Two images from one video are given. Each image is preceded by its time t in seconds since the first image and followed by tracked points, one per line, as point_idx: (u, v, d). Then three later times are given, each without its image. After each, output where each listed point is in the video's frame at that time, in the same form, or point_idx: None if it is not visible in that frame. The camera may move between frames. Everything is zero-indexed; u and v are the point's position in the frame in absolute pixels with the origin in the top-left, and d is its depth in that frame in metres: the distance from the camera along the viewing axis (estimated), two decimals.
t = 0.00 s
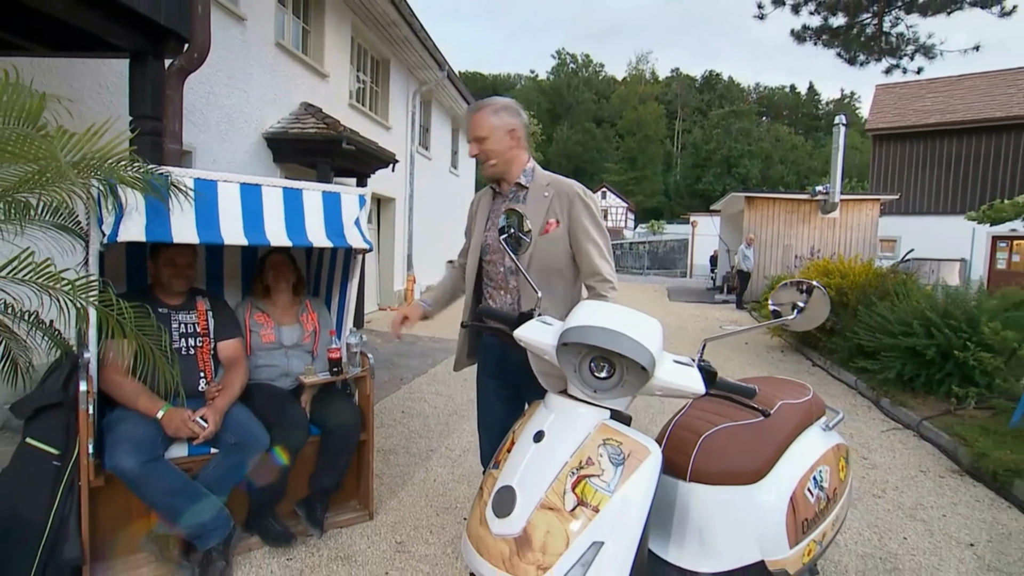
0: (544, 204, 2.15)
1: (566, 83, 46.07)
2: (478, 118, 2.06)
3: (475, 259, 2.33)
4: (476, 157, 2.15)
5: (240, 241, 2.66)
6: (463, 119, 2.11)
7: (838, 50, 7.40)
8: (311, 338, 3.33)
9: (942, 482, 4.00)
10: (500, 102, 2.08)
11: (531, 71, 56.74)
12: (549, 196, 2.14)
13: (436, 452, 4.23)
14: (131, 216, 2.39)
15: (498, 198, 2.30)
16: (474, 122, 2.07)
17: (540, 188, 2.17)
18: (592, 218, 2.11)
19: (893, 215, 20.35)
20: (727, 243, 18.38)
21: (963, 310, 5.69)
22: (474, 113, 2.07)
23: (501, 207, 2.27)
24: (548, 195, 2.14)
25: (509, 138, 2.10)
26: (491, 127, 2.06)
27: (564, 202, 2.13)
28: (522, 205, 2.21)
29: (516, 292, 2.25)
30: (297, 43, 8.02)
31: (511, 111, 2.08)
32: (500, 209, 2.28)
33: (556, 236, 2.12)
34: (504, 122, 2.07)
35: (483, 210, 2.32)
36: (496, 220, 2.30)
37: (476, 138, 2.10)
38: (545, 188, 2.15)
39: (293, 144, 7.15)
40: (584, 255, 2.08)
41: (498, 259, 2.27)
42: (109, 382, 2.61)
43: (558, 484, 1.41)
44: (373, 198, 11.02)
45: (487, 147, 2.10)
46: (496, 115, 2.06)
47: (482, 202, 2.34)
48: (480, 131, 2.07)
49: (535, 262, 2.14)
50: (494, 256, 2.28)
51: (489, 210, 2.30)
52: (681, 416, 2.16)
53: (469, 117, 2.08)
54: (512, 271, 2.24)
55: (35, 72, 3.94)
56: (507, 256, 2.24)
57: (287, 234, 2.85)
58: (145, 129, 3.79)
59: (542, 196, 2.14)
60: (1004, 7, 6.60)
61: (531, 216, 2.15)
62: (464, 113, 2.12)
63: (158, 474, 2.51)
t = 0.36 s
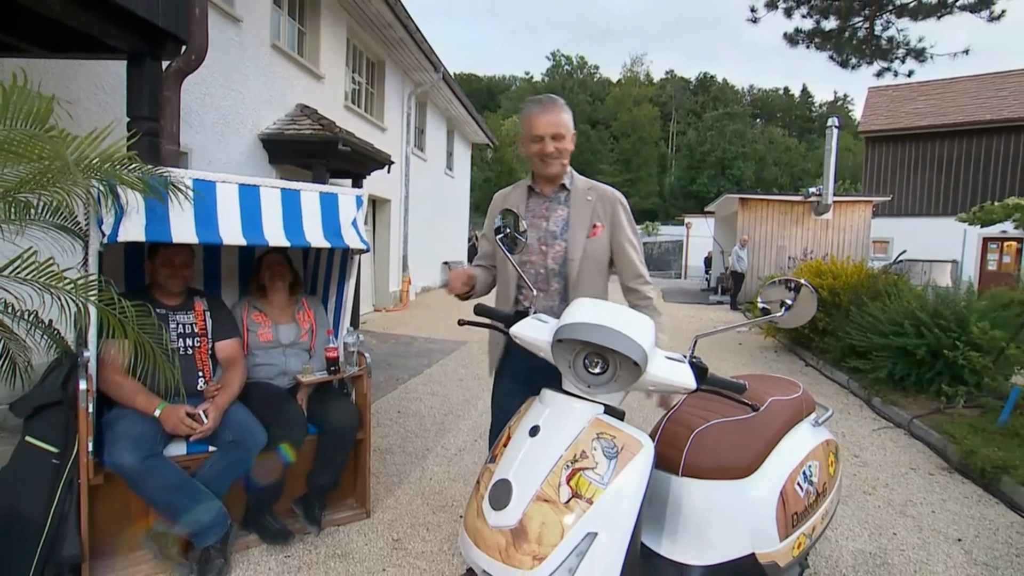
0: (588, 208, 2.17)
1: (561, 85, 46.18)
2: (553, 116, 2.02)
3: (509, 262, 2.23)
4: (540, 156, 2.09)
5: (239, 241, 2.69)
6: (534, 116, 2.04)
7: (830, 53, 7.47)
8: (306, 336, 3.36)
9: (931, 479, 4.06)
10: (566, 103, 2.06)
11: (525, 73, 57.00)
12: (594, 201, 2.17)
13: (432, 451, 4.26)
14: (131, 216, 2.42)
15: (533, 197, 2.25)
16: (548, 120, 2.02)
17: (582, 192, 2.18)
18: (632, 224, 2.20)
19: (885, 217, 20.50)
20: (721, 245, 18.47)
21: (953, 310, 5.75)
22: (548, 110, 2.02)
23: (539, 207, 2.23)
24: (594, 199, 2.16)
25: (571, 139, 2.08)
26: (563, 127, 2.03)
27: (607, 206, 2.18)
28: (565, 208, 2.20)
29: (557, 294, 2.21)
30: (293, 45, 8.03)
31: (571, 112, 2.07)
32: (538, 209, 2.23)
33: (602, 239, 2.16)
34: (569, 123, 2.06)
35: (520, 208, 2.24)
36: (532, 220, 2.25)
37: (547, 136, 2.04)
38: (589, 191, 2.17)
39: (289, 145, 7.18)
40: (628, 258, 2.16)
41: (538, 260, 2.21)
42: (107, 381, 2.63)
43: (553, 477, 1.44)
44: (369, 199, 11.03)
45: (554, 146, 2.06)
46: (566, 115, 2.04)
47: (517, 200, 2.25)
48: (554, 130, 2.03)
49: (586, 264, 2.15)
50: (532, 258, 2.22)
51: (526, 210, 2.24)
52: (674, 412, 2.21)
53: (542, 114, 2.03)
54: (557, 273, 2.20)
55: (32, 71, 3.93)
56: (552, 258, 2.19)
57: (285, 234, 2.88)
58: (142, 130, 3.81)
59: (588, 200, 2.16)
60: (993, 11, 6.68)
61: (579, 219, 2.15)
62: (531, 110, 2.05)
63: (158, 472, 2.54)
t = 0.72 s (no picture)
0: (600, 202, 2.31)
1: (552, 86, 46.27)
2: (583, 104, 2.05)
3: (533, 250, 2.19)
4: (564, 141, 2.09)
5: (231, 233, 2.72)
6: (565, 101, 2.03)
7: (816, 54, 7.56)
8: (297, 327, 3.39)
9: (914, 468, 4.14)
10: (589, 93, 2.11)
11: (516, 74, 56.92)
12: (603, 196, 2.33)
13: (423, 444, 4.30)
14: (124, 207, 2.44)
15: (545, 186, 2.24)
16: (579, 107, 2.04)
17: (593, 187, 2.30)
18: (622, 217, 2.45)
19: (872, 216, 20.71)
20: (711, 244, 18.60)
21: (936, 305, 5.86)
22: (576, 97, 2.04)
23: (553, 198, 2.24)
24: (603, 194, 2.33)
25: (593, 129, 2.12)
26: (590, 115, 2.07)
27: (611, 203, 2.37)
28: (578, 200, 2.28)
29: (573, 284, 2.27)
30: (283, 44, 8.05)
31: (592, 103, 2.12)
32: (553, 200, 2.24)
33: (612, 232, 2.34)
34: (593, 112, 2.10)
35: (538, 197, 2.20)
36: (545, 210, 2.25)
37: (575, 123, 2.06)
38: (597, 186, 2.32)
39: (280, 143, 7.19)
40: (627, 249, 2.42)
41: (561, 251, 2.23)
42: (99, 372, 2.64)
43: (541, 454, 1.49)
44: (360, 199, 11.04)
45: (579, 134, 2.09)
46: (591, 104, 2.08)
47: (531, 188, 2.21)
48: (583, 117, 2.06)
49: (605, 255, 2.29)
50: (553, 248, 2.22)
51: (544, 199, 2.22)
52: (660, 395, 2.25)
53: (572, 100, 2.04)
54: (576, 264, 2.26)
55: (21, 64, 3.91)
56: (575, 249, 2.25)
57: (277, 227, 2.91)
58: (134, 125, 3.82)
59: (601, 194, 2.31)
60: (975, 12, 6.79)
61: (597, 212, 2.28)
62: (560, 95, 2.04)
63: (151, 463, 2.56)
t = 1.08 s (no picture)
0: (577, 188, 2.38)
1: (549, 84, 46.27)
2: (552, 88, 2.11)
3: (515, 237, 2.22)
4: (535, 125, 2.13)
5: (230, 224, 2.75)
6: (534, 85, 2.10)
7: (811, 51, 7.61)
8: (295, 318, 3.43)
9: (905, 458, 4.19)
10: (560, 80, 2.17)
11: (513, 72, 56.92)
12: (581, 183, 2.40)
13: (420, 436, 4.33)
14: (123, 198, 2.44)
15: (523, 172, 2.30)
16: (548, 91, 2.10)
17: (570, 175, 2.36)
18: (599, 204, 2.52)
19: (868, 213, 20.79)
20: (707, 241, 18.67)
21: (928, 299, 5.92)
22: (546, 82, 2.11)
23: (531, 183, 2.30)
24: (580, 181, 2.40)
25: (564, 114, 2.18)
26: (559, 100, 2.13)
27: (588, 191, 2.44)
28: (556, 186, 2.34)
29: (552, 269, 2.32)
30: (280, 41, 8.07)
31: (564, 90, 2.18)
32: (530, 186, 2.30)
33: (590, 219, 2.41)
34: (563, 98, 2.16)
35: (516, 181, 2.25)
36: (523, 196, 2.30)
37: (545, 106, 2.11)
38: (574, 173, 2.39)
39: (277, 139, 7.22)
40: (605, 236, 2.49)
41: (538, 236, 2.29)
42: (99, 361, 2.67)
43: (533, 433, 1.52)
44: (357, 196, 11.07)
45: (551, 118, 2.14)
46: (561, 89, 2.14)
47: (509, 174, 2.26)
48: (552, 101, 2.11)
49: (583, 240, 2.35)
50: (532, 234, 2.28)
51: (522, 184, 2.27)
52: (651, 381, 2.29)
53: (541, 85, 2.10)
54: (555, 249, 2.32)
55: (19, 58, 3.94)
56: (554, 234, 2.31)
57: (275, 218, 2.94)
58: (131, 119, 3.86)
59: (577, 181, 2.38)
60: (968, 10, 6.85)
61: (575, 198, 2.34)
62: (531, 80, 2.12)
63: (150, 449, 2.59)
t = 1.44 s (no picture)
0: (585, 181, 2.37)
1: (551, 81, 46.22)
2: (561, 81, 2.14)
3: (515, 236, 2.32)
4: (545, 117, 2.16)
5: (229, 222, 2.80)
6: (544, 78, 2.13)
7: (812, 48, 7.62)
8: (295, 314, 3.48)
9: (898, 453, 4.23)
10: (568, 74, 2.21)
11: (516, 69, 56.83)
12: (589, 176, 2.40)
13: (418, 431, 4.39)
14: (126, 195, 2.52)
15: (527, 166, 2.35)
16: (558, 83, 2.13)
17: (577, 168, 2.37)
18: (612, 197, 2.51)
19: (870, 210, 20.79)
20: (708, 238, 18.68)
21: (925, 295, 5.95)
22: (555, 75, 2.14)
23: (535, 178, 2.34)
24: (588, 173, 2.39)
25: (572, 107, 2.21)
26: (568, 93, 2.16)
27: (598, 182, 2.43)
28: (561, 180, 2.36)
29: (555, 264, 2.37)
30: (281, 38, 8.11)
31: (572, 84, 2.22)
32: (534, 180, 2.34)
33: (599, 212, 2.40)
34: (572, 91, 2.19)
35: (517, 177, 2.32)
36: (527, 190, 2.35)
37: (555, 99, 2.14)
38: (582, 166, 2.39)
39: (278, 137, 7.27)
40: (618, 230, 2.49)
41: (540, 230, 2.34)
42: (103, 357, 2.73)
43: (520, 424, 1.58)
44: (358, 193, 11.12)
45: (560, 111, 2.17)
46: (570, 83, 2.18)
47: (512, 169, 2.32)
48: (562, 94, 2.14)
49: (587, 235, 2.36)
50: (532, 230, 2.34)
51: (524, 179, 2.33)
52: (641, 375, 2.34)
53: (551, 77, 2.13)
54: (557, 245, 2.35)
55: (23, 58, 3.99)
56: (556, 228, 2.34)
57: (274, 216, 2.99)
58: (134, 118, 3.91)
59: (584, 174, 2.37)
60: (968, 7, 6.86)
61: (580, 192, 2.34)
62: (540, 73, 2.15)
63: (153, 444, 2.65)
